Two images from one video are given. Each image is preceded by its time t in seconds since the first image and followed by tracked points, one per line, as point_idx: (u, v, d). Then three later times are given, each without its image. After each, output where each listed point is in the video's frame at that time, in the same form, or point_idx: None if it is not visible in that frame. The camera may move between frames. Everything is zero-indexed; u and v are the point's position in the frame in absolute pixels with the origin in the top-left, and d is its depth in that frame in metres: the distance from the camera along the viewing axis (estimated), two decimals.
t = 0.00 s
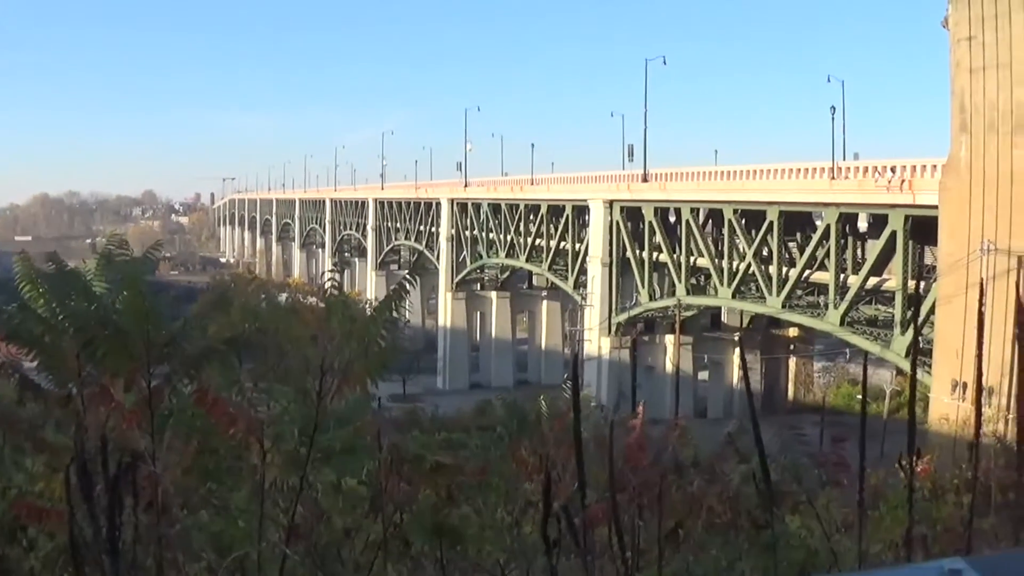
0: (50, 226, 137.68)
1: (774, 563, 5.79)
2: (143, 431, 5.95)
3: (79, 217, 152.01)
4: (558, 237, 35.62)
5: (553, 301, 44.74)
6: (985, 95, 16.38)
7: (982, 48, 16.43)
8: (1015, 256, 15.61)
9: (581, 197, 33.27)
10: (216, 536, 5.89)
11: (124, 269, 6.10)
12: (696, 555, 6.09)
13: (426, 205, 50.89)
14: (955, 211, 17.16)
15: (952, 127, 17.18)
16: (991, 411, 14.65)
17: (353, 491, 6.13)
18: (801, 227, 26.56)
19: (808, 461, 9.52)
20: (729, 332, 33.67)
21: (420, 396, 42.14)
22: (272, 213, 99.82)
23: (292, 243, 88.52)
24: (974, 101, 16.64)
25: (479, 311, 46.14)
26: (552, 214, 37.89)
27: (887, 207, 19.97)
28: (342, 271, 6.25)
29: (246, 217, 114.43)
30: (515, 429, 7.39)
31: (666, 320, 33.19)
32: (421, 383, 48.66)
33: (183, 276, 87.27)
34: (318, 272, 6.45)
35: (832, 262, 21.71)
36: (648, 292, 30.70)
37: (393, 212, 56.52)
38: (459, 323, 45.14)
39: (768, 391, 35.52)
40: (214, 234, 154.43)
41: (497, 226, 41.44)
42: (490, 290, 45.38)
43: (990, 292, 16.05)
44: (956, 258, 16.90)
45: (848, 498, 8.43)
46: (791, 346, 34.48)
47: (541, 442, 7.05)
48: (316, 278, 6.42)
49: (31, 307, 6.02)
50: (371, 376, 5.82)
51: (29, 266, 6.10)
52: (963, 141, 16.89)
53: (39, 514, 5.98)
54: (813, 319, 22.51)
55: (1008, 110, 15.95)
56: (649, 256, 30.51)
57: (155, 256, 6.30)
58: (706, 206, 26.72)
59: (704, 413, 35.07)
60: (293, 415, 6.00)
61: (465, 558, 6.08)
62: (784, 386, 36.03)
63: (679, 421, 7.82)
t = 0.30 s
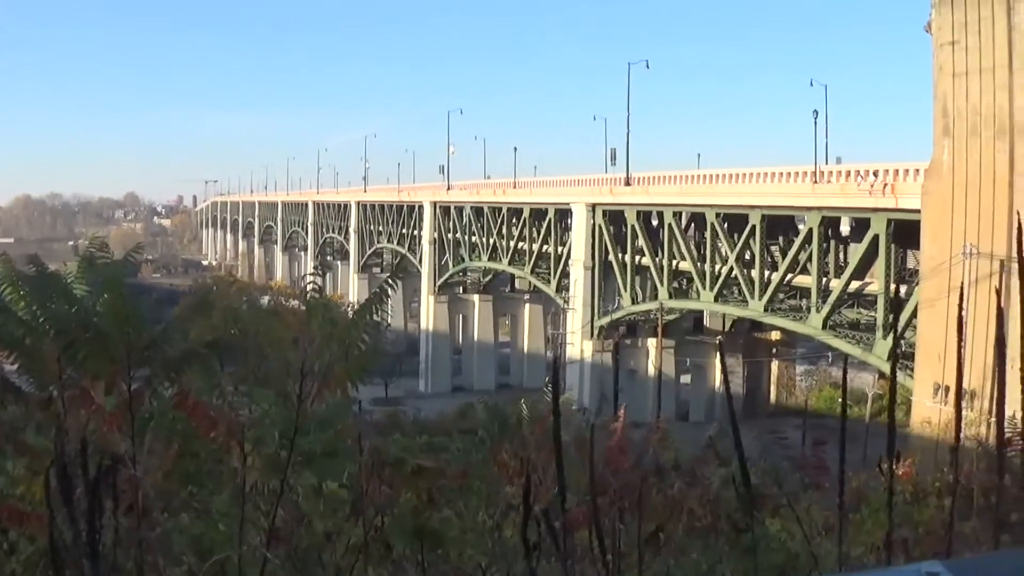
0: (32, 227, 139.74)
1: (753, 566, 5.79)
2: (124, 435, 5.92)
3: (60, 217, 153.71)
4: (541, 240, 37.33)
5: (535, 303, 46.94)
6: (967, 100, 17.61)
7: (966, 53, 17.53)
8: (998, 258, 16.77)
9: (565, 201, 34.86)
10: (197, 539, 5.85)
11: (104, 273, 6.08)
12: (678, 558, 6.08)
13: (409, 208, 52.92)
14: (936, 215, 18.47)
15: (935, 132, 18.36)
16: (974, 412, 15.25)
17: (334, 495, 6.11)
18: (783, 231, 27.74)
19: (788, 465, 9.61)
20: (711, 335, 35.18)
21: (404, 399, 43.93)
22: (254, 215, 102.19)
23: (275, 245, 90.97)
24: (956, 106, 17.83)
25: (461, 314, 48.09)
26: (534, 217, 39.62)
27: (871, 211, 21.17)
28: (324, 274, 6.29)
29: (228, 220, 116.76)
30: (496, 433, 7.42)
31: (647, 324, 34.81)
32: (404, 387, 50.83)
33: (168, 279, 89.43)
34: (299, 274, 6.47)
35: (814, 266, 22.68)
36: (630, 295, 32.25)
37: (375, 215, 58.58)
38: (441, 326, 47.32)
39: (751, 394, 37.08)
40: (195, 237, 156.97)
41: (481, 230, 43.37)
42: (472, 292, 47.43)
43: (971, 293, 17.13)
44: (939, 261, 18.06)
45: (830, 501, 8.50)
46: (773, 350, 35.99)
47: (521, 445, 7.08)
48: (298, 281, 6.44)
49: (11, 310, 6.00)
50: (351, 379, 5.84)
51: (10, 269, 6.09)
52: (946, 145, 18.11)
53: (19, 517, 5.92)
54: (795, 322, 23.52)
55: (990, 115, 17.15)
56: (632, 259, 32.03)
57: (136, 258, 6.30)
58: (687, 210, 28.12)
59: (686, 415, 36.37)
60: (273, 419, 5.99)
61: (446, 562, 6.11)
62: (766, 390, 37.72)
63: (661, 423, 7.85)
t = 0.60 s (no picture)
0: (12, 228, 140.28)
1: (734, 566, 5.81)
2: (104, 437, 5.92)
3: (41, 219, 154.31)
4: (523, 242, 38.05)
5: (517, 305, 47.89)
6: (948, 102, 17.75)
7: (947, 54, 17.69)
8: (980, 258, 16.95)
9: (547, 203, 35.64)
10: (178, 540, 5.84)
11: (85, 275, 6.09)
12: (659, 558, 6.09)
13: (391, 210, 53.88)
14: (918, 216, 18.57)
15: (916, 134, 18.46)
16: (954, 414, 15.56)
17: (316, 497, 6.13)
18: (766, 232, 28.26)
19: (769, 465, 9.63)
20: (693, 336, 35.85)
21: (387, 401, 44.69)
22: (236, 217, 103.31)
23: (258, 247, 92.10)
24: (938, 107, 17.94)
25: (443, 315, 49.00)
26: (516, 219, 40.53)
27: (851, 212, 21.36)
28: (303, 276, 6.34)
29: (211, 222, 117.88)
30: (478, 434, 7.47)
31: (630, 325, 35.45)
32: (386, 388, 51.74)
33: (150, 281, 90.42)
34: (280, 276, 6.50)
35: (795, 267, 23.13)
36: (611, 296, 33.06)
37: (358, 217, 59.53)
38: (423, 327, 48.19)
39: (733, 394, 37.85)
40: (178, 241, 158.24)
41: (463, 231, 44.21)
42: (454, 294, 48.43)
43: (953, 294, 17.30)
44: (921, 262, 18.24)
45: (810, 502, 8.59)
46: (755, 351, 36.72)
47: (502, 447, 7.10)
48: (278, 282, 6.47)
49: None
50: (330, 381, 5.89)
51: None
52: (928, 146, 18.26)
53: None
54: (777, 324, 23.96)
55: (972, 116, 17.33)
56: (614, 260, 32.67)
57: (116, 260, 6.33)
58: (667, 212, 28.72)
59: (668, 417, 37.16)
60: (254, 421, 6.01)
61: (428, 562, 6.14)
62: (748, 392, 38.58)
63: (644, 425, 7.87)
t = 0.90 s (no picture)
0: None
1: (712, 566, 5.84)
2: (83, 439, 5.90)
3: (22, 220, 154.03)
4: (505, 243, 38.21)
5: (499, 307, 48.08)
6: (929, 103, 17.28)
7: (927, 56, 17.23)
8: (961, 260, 16.45)
9: (528, 204, 35.75)
10: (157, 542, 5.83)
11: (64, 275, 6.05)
12: (638, 559, 6.12)
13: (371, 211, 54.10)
14: (897, 220, 18.06)
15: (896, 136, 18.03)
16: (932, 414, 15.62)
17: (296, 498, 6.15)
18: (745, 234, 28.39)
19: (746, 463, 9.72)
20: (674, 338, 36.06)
21: (368, 403, 44.87)
22: (217, 219, 103.45)
23: (238, 249, 92.22)
24: (919, 109, 17.49)
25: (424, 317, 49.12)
26: (497, 220, 40.67)
27: (832, 214, 21.41)
28: (282, 278, 6.37)
29: (192, 223, 117.97)
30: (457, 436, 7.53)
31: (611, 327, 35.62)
32: (367, 391, 51.97)
33: (128, 283, 90.46)
34: (259, 278, 6.51)
35: (776, 268, 23.21)
36: (592, 298, 33.14)
37: (338, 219, 59.73)
38: (404, 329, 48.24)
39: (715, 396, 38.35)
40: (159, 241, 158.43)
41: (444, 233, 44.41)
42: (435, 296, 48.57)
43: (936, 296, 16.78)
44: (901, 265, 17.68)
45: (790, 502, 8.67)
46: (736, 351, 37.34)
47: (482, 449, 7.13)
48: (257, 284, 6.48)
49: None
50: (309, 384, 5.93)
51: None
52: (908, 147, 17.78)
53: None
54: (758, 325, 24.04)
55: (952, 118, 16.87)
56: (595, 262, 32.83)
57: (95, 262, 6.31)
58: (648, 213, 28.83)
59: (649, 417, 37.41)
60: (234, 424, 6.02)
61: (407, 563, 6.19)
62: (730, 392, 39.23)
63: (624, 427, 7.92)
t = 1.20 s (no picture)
0: None
1: (689, 564, 5.89)
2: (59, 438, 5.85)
3: None
4: (484, 242, 38.95)
5: (477, 306, 48.98)
6: (909, 104, 17.84)
7: (907, 57, 17.81)
8: (941, 259, 16.98)
9: (507, 203, 36.40)
10: (135, 542, 5.85)
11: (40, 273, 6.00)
12: (615, 559, 6.16)
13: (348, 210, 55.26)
14: (877, 220, 18.63)
15: (877, 136, 18.62)
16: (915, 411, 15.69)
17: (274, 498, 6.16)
18: (723, 235, 29.18)
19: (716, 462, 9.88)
20: (652, 337, 37.00)
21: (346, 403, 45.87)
22: (195, 218, 104.52)
23: (217, 248, 93.36)
24: (898, 109, 18.07)
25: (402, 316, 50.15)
26: (476, 219, 41.35)
27: (811, 214, 21.78)
28: (258, 277, 6.40)
29: (171, 221, 119.02)
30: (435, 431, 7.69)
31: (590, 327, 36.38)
32: (345, 390, 53.29)
33: (106, 282, 91.49)
34: (236, 277, 6.52)
35: (755, 268, 23.60)
36: (571, 297, 33.92)
37: (318, 218, 60.87)
38: (383, 327, 49.39)
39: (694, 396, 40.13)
40: (137, 240, 159.61)
41: (422, 232, 45.35)
42: (414, 295, 49.55)
43: (914, 294, 17.43)
44: (880, 264, 18.28)
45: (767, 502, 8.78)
46: (714, 351, 38.66)
47: (459, 448, 7.20)
48: (236, 283, 6.45)
49: None
50: (286, 383, 5.98)
51: None
52: (887, 147, 18.40)
53: None
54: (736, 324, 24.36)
55: (932, 118, 17.42)
56: (574, 261, 33.66)
57: (70, 261, 6.27)
58: (627, 213, 29.38)
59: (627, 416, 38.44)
60: (212, 423, 6.04)
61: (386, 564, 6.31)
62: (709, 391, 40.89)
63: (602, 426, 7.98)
